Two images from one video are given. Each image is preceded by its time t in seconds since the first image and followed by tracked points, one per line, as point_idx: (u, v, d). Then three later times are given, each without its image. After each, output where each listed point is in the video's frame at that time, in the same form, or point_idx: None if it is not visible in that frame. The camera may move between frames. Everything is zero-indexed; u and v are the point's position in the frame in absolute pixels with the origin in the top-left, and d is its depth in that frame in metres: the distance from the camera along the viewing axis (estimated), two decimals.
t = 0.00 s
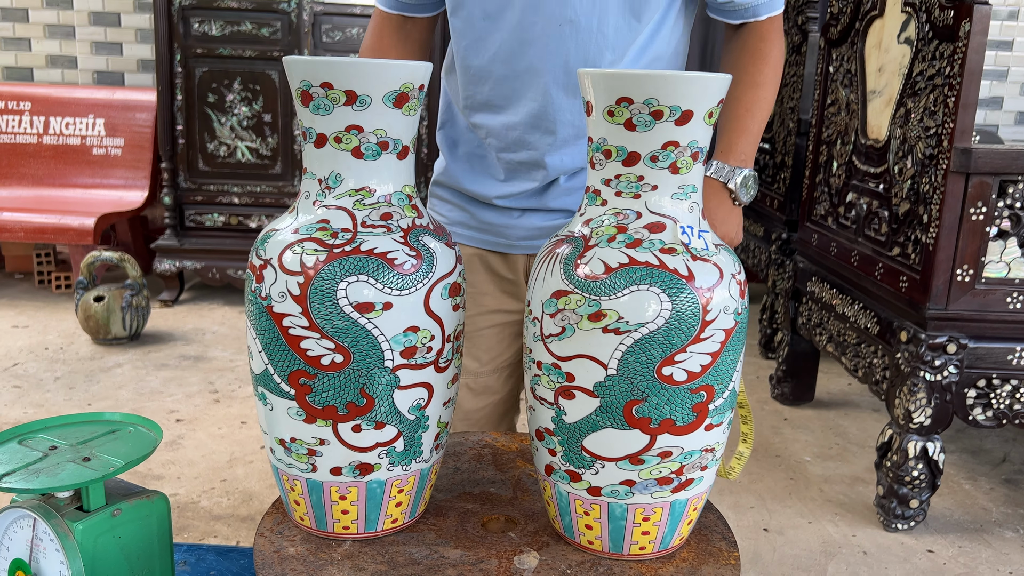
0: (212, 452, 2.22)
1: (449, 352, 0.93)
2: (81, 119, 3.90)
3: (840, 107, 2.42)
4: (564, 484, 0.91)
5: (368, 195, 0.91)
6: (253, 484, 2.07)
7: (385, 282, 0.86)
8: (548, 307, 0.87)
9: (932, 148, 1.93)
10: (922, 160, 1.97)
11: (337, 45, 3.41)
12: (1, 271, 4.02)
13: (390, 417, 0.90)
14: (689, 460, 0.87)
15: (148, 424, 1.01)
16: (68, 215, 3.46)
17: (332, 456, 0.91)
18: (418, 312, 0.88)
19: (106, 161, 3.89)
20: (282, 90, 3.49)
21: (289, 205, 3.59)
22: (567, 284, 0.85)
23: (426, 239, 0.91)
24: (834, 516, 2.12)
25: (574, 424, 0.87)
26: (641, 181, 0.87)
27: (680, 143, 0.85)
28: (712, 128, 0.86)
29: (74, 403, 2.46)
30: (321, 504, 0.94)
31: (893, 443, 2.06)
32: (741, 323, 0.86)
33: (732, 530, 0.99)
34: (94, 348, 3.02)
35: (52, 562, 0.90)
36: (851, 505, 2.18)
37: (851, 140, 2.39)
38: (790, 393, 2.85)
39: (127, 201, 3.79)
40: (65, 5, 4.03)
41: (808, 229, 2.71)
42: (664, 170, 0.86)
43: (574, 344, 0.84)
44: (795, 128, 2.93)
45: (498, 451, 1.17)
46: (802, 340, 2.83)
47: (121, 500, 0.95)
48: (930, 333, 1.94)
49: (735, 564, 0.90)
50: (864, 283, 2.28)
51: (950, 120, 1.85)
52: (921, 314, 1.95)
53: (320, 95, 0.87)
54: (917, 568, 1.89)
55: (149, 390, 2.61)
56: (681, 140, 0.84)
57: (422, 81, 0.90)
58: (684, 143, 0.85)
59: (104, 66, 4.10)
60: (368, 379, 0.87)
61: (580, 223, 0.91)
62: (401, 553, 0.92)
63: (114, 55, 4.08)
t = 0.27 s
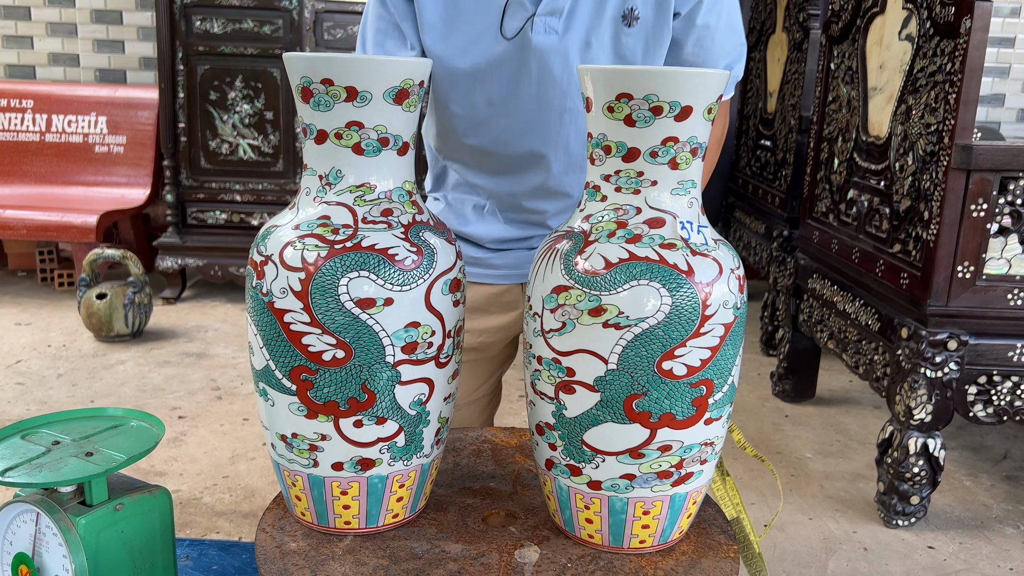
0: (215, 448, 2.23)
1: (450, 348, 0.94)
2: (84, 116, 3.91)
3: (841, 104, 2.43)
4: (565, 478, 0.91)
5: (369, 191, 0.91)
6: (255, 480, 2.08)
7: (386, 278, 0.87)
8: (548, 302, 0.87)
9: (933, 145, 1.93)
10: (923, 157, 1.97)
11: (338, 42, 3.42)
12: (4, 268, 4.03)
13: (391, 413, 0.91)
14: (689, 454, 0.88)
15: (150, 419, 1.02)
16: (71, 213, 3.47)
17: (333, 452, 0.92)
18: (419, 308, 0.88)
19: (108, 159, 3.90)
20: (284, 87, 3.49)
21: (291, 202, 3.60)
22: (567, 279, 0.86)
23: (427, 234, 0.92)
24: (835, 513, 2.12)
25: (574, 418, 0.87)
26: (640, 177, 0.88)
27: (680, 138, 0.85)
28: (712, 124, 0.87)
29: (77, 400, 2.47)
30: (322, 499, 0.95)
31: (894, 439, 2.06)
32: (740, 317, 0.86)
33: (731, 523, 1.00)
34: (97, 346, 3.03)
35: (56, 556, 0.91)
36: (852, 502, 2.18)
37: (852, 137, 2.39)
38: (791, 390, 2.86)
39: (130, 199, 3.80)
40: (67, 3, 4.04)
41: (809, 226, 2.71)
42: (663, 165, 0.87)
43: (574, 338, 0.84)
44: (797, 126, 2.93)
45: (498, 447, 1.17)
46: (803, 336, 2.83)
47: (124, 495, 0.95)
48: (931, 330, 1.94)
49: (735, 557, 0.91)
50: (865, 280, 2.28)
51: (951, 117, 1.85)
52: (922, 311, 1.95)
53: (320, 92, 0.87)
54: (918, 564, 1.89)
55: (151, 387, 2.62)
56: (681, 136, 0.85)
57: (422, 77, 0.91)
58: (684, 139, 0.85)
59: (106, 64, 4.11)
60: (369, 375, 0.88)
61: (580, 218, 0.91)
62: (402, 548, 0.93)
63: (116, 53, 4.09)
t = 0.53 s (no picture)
0: (218, 445, 2.23)
1: (451, 342, 0.94)
2: (87, 114, 3.91)
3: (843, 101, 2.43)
4: (566, 471, 0.91)
5: (370, 186, 0.92)
6: (258, 476, 2.08)
7: (388, 272, 0.87)
8: (549, 297, 0.87)
9: (935, 141, 1.92)
10: (925, 153, 1.96)
11: (340, 39, 3.42)
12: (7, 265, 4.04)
13: (392, 407, 0.91)
14: (690, 447, 0.88)
15: (153, 413, 1.03)
16: (73, 210, 3.48)
17: (335, 446, 0.92)
18: (421, 303, 0.89)
19: (111, 156, 3.90)
20: (286, 84, 3.49)
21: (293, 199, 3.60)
22: (568, 273, 0.86)
23: (428, 229, 0.92)
24: (836, 509, 2.12)
25: (575, 412, 0.87)
26: (641, 171, 0.88)
27: (680, 132, 0.85)
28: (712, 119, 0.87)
29: (80, 396, 2.48)
30: (324, 493, 0.95)
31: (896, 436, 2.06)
32: (740, 310, 0.87)
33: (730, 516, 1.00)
34: (100, 342, 3.04)
35: (59, 549, 0.91)
36: (854, 498, 2.18)
37: (854, 133, 2.39)
38: (793, 387, 2.85)
39: (132, 196, 3.81)
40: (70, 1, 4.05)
41: (811, 222, 2.71)
42: (664, 160, 0.87)
43: (575, 332, 0.84)
44: (799, 122, 2.93)
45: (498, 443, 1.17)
46: (805, 333, 2.84)
47: (126, 489, 0.96)
48: (933, 326, 1.94)
49: (735, 550, 0.91)
50: (867, 276, 2.28)
51: (953, 113, 1.85)
52: (924, 307, 1.95)
53: (321, 86, 0.87)
54: (919, 560, 1.89)
55: (154, 383, 2.63)
56: (681, 129, 0.85)
57: (423, 72, 0.91)
58: (684, 133, 0.85)
59: (108, 62, 4.12)
60: (371, 369, 0.88)
61: (581, 213, 0.92)
62: (404, 541, 0.93)
63: (119, 50, 4.09)
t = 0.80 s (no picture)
0: (221, 441, 2.23)
1: (453, 337, 0.94)
2: (90, 111, 3.92)
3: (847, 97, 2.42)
4: (570, 466, 0.91)
5: (372, 179, 0.91)
6: (261, 473, 2.08)
7: (390, 266, 0.87)
8: (552, 290, 0.87)
9: (940, 137, 1.92)
10: (930, 149, 1.96)
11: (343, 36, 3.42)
12: (11, 263, 4.05)
13: (395, 402, 0.91)
14: (694, 441, 0.88)
15: (154, 408, 1.03)
16: (77, 207, 3.48)
17: (337, 441, 0.92)
18: (422, 297, 0.88)
19: (114, 154, 3.91)
20: (289, 82, 3.49)
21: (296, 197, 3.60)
22: (571, 267, 0.85)
23: (430, 223, 0.92)
24: (840, 506, 2.12)
25: (579, 406, 0.87)
26: (644, 164, 0.87)
27: (684, 125, 0.85)
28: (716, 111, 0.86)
29: (83, 393, 2.48)
30: (327, 488, 0.95)
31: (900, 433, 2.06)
32: (744, 304, 0.86)
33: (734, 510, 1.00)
34: (103, 339, 3.04)
35: (61, 543, 0.92)
36: (857, 495, 2.18)
37: (858, 130, 2.38)
38: (797, 384, 2.85)
39: (135, 193, 3.81)
40: None
41: (815, 219, 2.70)
42: (667, 152, 0.86)
43: (579, 326, 0.84)
44: (803, 119, 2.91)
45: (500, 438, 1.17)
46: (808, 331, 2.83)
47: (128, 484, 0.96)
48: (937, 323, 1.94)
49: (739, 545, 0.91)
50: (871, 273, 2.27)
51: (957, 109, 1.84)
52: (929, 304, 1.94)
53: (324, 80, 0.87)
54: (924, 557, 1.88)
55: (157, 380, 2.63)
56: (685, 122, 0.84)
57: (425, 65, 0.91)
58: (688, 125, 0.85)
59: (111, 59, 4.12)
60: (373, 363, 0.88)
61: (584, 206, 0.91)
62: (406, 536, 0.93)
63: (122, 48, 4.09)
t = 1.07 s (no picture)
0: (222, 439, 2.23)
1: (453, 330, 0.92)
2: (92, 109, 3.92)
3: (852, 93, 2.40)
4: (566, 466, 0.90)
5: (374, 170, 0.90)
6: (262, 470, 2.08)
7: (386, 257, 0.86)
8: (549, 286, 0.86)
9: (946, 133, 1.90)
10: (936, 145, 1.94)
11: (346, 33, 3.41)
12: (14, 260, 4.05)
13: (391, 393, 0.90)
14: (692, 445, 0.86)
15: (154, 405, 1.02)
16: (79, 205, 3.48)
17: (334, 431, 0.91)
18: (420, 289, 0.87)
19: (117, 151, 3.91)
20: (292, 79, 3.48)
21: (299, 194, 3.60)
22: (568, 262, 0.85)
23: (429, 215, 0.91)
24: (844, 505, 2.10)
25: (574, 404, 0.86)
26: (644, 158, 0.86)
27: (686, 118, 0.83)
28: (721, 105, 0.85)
29: (86, 390, 2.48)
30: (324, 477, 0.94)
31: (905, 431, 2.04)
32: (747, 305, 0.85)
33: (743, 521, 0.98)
34: (105, 337, 3.04)
35: (59, 540, 0.91)
36: (862, 494, 2.16)
37: (862, 126, 2.36)
38: (801, 382, 2.83)
39: (138, 191, 3.81)
40: None
41: (819, 216, 2.68)
42: (669, 146, 0.85)
43: (573, 322, 0.83)
44: (807, 116, 2.90)
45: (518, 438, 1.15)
46: (813, 328, 2.81)
47: (127, 480, 0.96)
48: (943, 320, 1.92)
49: (742, 555, 0.89)
50: (876, 270, 2.26)
51: (964, 104, 1.82)
52: (934, 301, 1.93)
53: (325, 71, 0.86)
54: (929, 556, 1.87)
55: (159, 377, 2.63)
56: (687, 114, 0.83)
57: (428, 56, 0.89)
58: (690, 119, 0.83)
59: (114, 56, 4.12)
60: (369, 354, 0.87)
61: (585, 200, 0.90)
62: (402, 528, 0.92)
63: (125, 45, 4.10)
